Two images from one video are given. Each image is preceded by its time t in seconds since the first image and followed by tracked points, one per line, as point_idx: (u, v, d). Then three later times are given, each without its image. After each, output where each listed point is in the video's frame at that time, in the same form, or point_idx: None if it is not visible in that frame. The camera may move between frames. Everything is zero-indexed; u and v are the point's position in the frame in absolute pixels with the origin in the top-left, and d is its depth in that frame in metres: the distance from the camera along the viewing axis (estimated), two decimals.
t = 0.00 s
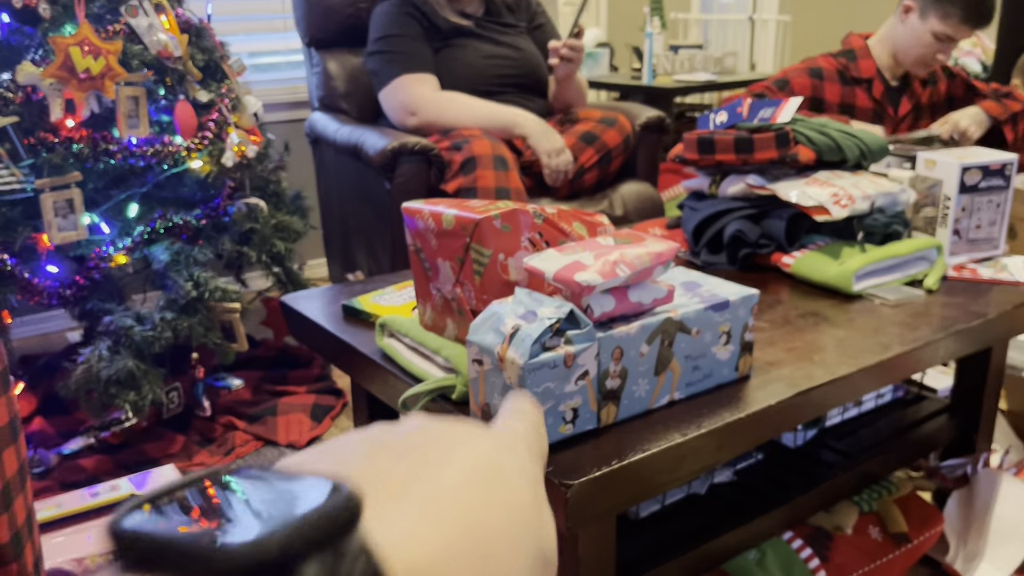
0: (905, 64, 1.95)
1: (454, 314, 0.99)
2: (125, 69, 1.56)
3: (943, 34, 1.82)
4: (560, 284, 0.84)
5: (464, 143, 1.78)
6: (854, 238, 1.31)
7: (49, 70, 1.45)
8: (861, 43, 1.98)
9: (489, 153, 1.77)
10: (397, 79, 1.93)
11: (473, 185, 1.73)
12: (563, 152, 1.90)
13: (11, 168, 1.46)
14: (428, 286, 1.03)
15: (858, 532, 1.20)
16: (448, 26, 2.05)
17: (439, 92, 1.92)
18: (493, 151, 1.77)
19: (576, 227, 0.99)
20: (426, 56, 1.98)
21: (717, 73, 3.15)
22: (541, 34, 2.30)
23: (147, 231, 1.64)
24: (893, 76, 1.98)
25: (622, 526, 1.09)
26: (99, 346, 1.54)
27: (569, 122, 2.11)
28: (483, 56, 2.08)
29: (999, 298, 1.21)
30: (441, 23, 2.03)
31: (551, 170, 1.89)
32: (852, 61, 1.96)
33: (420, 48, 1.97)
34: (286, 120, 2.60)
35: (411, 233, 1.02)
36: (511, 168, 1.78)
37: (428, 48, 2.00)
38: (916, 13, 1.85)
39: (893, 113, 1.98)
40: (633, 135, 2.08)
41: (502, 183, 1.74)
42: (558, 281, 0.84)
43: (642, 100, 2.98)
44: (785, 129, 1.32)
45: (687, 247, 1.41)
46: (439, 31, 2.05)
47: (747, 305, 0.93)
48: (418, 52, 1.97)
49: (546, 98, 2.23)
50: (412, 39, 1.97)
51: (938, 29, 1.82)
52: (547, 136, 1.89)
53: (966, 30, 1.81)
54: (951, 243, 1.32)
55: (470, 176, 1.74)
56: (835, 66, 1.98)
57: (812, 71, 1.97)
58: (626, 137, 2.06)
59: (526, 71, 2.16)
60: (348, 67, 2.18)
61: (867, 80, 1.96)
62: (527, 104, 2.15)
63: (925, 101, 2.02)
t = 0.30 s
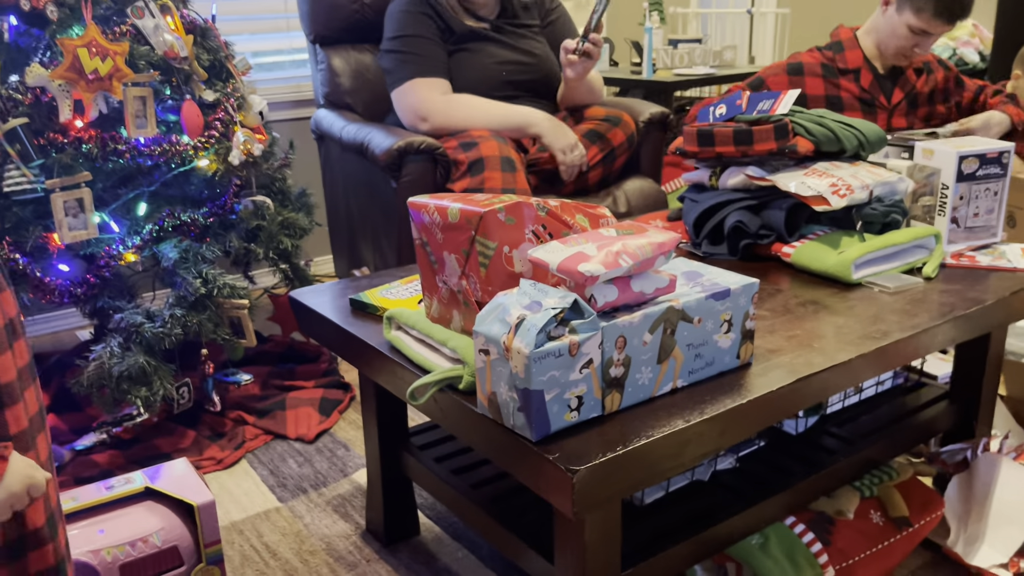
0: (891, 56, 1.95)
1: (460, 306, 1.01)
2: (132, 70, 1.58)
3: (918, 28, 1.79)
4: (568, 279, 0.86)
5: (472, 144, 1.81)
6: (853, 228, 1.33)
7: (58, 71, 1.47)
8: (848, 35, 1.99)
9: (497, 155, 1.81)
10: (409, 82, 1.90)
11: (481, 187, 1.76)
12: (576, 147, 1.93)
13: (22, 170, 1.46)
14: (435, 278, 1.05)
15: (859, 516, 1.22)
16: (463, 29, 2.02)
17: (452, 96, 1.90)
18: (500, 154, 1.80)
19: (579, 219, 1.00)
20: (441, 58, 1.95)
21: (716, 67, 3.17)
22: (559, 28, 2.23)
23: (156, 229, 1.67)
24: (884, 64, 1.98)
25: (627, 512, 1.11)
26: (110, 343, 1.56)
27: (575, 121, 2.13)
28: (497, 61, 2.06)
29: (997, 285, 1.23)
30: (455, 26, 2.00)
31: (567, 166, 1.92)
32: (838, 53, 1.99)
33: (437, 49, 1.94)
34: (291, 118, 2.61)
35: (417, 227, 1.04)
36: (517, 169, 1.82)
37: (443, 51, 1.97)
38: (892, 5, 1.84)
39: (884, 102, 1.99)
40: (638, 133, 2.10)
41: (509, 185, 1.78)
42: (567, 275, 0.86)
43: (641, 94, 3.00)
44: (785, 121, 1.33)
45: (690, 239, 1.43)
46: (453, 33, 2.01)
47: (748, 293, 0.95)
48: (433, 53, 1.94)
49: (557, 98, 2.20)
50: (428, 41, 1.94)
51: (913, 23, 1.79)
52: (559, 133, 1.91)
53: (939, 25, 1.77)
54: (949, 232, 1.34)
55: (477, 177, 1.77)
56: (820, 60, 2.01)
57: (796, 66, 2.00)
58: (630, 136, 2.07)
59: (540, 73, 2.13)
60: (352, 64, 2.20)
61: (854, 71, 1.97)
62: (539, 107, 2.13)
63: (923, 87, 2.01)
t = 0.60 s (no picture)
0: (868, 60, 1.98)
1: (454, 312, 1.04)
2: (131, 84, 1.61)
3: (889, 32, 1.82)
4: (559, 286, 0.90)
5: (469, 159, 1.83)
6: (836, 232, 1.35)
7: (59, 86, 1.49)
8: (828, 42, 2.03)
9: (493, 169, 1.83)
10: (408, 95, 1.93)
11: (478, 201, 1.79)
12: (573, 163, 1.97)
13: (25, 183, 1.50)
14: (429, 286, 1.08)
15: (845, 511, 1.25)
16: (459, 42, 2.05)
17: (450, 110, 1.93)
18: (497, 167, 1.83)
19: (568, 226, 1.04)
20: (438, 72, 1.98)
21: (705, 72, 3.21)
22: (551, 36, 2.26)
23: (155, 239, 1.70)
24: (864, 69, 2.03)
25: (618, 509, 1.14)
26: (112, 352, 1.59)
27: (569, 133, 2.17)
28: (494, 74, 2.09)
29: (976, 285, 1.26)
30: (452, 39, 2.03)
31: (564, 181, 1.96)
32: (818, 59, 2.04)
33: (436, 63, 1.97)
34: (287, 127, 2.63)
35: (412, 236, 1.07)
36: (514, 184, 1.84)
37: (440, 64, 2.00)
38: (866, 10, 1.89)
39: (866, 107, 2.03)
40: (631, 142, 2.14)
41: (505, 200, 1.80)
42: (557, 282, 0.89)
43: (632, 99, 3.04)
44: (769, 128, 1.38)
45: (678, 243, 1.47)
46: (449, 47, 2.04)
47: (732, 297, 0.99)
48: (431, 67, 1.97)
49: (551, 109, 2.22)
50: (426, 55, 1.97)
51: (883, 27, 1.82)
52: (557, 148, 1.95)
53: (909, 27, 1.79)
54: (930, 234, 1.37)
55: (475, 192, 1.79)
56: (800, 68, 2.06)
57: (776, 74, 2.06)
58: (624, 145, 2.11)
59: (534, 86, 2.16)
60: (347, 72, 2.24)
61: (834, 76, 2.01)
62: (533, 119, 2.17)
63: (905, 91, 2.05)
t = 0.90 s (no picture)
0: (842, 61, 2.03)
1: (442, 311, 1.07)
2: (122, 92, 1.64)
3: (858, 30, 1.87)
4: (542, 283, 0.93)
5: (458, 166, 1.87)
6: (815, 230, 1.39)
7: (51, 94, 1.53)
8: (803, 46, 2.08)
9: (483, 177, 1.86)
10: (397, 104, 1.95)
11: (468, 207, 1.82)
12: (562, 169, 1.99)
13: (18, 190, 1.51)
14: (418, 286, 1.11)
15: (824, 502, 1.29)
16: (444, 50, 2.08)
17: (438, 117, 1.96)
18: (486, 175, 1.86)
19: (553, 227, 1.07)
20: (426, 79, 2.01)
21: (689, 75, 3.25)
22: (537, 41, 2.29)
23: (147, 244, 1.73)
24: (840, 72, 2.07)
25: (604, 502, 1.17)
26: (105, 356, 1.62)
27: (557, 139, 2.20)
28: (482, 82, 2.11)
29: (950, 281, 1.30)
30: (438, 47, 2.07)
31: (553, 186, 1.98)
32: (794, 65, 2.08)
33: (423, 71, 2.00)
34: (276, 134, 2.66)
35: (401, 238, 1.11)
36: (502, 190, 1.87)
37: (428, 71, 2.03)
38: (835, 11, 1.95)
39: (843, 108, 2.07)
40: (618, 147, 2.17)
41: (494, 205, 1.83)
42: (540, 279, 0.93)
43: (618, 103, 3.08)
44: (747, 130, 1.42)
45: (661, 243, 1.51)
46: (435, 55, 2.08)
47: (710, 293, 1.02)
48: (419, 75, 2.00)
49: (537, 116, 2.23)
50: (414, 63, 2.00)
51: (851, 26, 1.87)
52: (546, 155, 1.98)
53: (874, 23, 1.85)
54: (904, 232, 1.42)
55: (464, 198, 1.83)
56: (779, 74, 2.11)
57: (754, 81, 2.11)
58: (611, 150, 2.14)
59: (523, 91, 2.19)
60: (336, 77, 2.27)
61: (810, 80, 2.06)
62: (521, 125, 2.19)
63: (881, 93, 2.09)
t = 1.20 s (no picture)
0: (817, 63, 2.11)
1: (437, 310, 1.12)
2: (122, 100, 1.69)
3: (827, 26, 1.98)
4: (533, 282, 0.98)
5: (450, 169, 1.91)
6: (793, 231, 1.44)
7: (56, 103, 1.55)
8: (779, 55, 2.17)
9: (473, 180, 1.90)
10: (388, 111, 2.00)
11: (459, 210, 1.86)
12: (550, 171, 2.04)
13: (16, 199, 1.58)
14: (413, 286, 1.16)
15: (804, 491, 1.34)
16: (433, 57, 2.12)
17: (428, 123, 2.01)
18: (477, 179, 1.90)
19: (542, 229, 1.12)
20: (416, 86, 2.06)
21: (675, 80, 3.30)
22: (523, 48, 2.33)
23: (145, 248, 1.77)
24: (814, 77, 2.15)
25: (593, 493, 1.22)
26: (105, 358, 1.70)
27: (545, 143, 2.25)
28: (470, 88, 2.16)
29: (923, 278, 1.36)
30: (428, 55, 2.12)
31: (542, 189, 2.03)
32: (770, 73, 2.17)
33: (413, 78, 2.05)
34: (269, 139, 2.70)
35: (396, 240, 1.15)
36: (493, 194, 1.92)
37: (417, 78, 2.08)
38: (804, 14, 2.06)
39: (817, 112, 2.14)
40: (604, 151, 2.23)
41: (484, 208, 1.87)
42: (530, 277, 0.98)
43: (605, 108, 3.13)
44: (729, 135, 1.47)
45: (646, 244, 1.56)
46: (425, 62, 2.13)
47: (692, 291, 1.07)
48: (409, 82, 2.05)
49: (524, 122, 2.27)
50: (404, 71, 2.04)
51: (820, 23, 1.98)
52: (535, 157, 2.02)
53: (842, 18, 1.96)
54: (880, 232, 1.47)
55: (455, 203, 1.86)
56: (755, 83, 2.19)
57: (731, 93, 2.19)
58: (598, 154, 2.19)
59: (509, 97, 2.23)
60: (328, 84, 2.31)
61: (785, 86, 2.15)
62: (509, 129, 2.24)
63: (857, 96, 2.15)
